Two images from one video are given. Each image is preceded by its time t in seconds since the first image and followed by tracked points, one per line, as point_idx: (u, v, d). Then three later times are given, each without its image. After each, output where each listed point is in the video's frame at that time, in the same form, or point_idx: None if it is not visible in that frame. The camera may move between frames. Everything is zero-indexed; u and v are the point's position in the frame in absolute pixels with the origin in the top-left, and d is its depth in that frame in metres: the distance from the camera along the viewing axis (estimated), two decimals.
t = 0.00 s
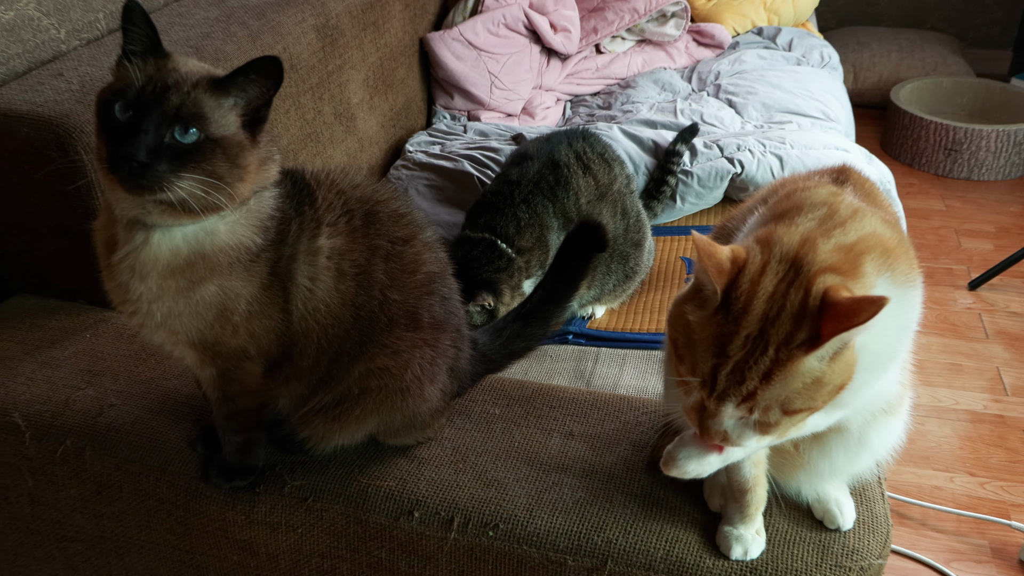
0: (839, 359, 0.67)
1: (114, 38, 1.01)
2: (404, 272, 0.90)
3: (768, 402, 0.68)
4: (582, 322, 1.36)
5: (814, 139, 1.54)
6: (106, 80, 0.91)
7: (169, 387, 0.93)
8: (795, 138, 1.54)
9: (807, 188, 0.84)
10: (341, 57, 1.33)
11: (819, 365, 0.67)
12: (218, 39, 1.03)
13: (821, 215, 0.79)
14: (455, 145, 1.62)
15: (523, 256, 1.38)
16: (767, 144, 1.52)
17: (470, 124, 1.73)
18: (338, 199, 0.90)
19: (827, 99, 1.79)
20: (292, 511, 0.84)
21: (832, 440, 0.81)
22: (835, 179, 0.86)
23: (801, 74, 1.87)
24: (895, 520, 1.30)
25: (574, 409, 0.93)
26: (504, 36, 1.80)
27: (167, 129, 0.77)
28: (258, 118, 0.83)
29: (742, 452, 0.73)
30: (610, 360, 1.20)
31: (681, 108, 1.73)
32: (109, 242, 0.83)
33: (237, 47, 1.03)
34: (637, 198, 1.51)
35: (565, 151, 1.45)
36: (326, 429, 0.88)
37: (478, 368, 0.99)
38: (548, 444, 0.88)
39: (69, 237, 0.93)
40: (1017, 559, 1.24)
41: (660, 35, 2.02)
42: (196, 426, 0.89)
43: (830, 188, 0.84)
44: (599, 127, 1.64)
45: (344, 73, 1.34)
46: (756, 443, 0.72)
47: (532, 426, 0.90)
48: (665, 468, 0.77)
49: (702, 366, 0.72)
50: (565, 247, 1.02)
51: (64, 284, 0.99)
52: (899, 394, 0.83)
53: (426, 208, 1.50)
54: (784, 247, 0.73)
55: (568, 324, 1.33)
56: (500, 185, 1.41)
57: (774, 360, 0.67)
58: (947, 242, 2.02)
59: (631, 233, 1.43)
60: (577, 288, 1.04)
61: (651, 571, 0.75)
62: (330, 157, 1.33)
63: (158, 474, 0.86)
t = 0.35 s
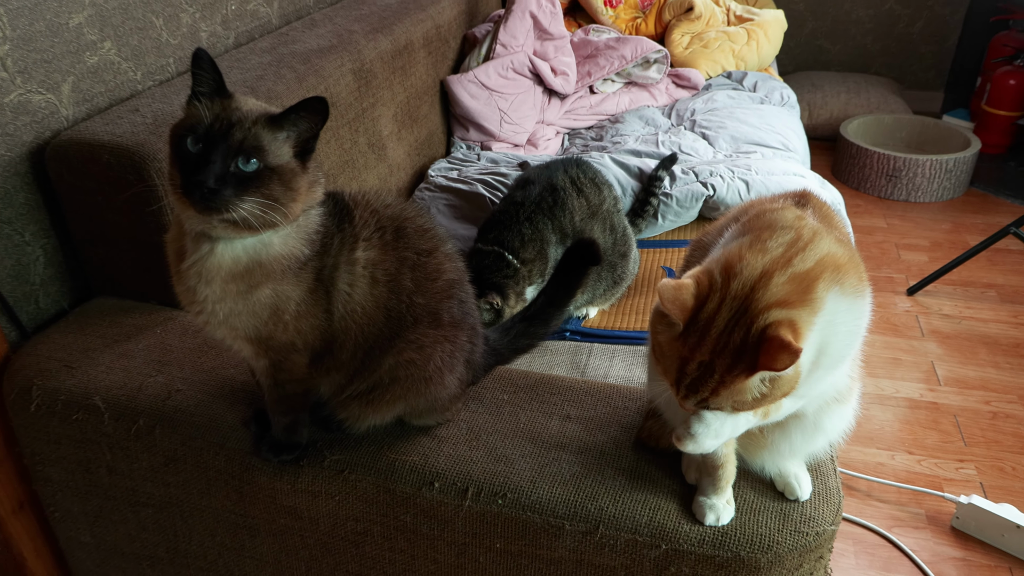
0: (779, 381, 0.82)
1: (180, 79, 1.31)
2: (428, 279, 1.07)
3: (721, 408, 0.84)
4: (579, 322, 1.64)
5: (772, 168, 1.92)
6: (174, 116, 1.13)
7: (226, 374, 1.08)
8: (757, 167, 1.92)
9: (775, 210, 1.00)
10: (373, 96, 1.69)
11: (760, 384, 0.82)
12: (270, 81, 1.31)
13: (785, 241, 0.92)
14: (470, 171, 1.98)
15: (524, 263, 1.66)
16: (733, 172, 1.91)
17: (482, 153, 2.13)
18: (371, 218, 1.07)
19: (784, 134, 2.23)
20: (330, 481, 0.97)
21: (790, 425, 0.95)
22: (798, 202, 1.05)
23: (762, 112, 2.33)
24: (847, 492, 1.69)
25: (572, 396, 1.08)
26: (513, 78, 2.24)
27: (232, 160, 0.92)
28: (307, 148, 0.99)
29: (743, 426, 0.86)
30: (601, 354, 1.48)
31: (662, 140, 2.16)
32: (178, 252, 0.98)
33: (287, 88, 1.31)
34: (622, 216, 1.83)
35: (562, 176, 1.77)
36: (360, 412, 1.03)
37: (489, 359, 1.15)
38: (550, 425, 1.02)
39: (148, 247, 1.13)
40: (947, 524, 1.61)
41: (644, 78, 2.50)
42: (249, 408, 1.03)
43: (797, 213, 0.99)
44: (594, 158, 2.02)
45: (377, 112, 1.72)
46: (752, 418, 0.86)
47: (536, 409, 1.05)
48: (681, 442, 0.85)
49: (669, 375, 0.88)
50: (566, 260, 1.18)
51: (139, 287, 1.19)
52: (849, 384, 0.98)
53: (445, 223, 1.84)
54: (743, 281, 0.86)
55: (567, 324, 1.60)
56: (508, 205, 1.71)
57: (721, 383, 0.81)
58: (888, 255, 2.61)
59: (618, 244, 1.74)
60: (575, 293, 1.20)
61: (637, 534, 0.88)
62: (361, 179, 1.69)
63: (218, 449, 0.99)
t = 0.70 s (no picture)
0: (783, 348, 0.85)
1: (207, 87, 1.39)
2: (440, 277, 1.12)
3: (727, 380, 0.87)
4: (582, 319, 1.70)
5: (766, 176, 2.00)
6: (201, 122, 1.21)
7: (249, 367, 1.14)
8: (752, 174, 2.00)
9: (771, 209, 1.07)
10: (390, 105, 1.76)
11: (763, 353, 0.85)
12: (293, 90, 1.37)
13: (779, 228, 0.98)
14: (479, 177, 2.04)
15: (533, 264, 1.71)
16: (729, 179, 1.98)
17: (491, 159, 2.20)
18: (387, 219, 1.12)
19: (779, 142, 2.32)
20: (346, 470, 1.02)
21: (785, 416, 0.98)
22: (792, 204, 1.12)
23: (757, 121, 2.42)
24: (838, 483, 1.73)
25: (576, 390, 1.14)
26: (520, 89, 2.30)
27: (257, 168, 0.98)
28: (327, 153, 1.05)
29: (698, 411, 0.91)
30: (604, 350, 1.55)
31: (663, 148, 2.22)
32: (205, 252, 1.04)
33: (307, 96, 1.38)
34: (624, 221, 1.89)
35: (567, 182, 1.83)
36: (376, 403, 1.08)
37: (497, 354, 1.21)
38: (554, 417, 1.07)
39: (176, 246, 1.20)
40: (935, 516, 1.65)
41: (646, 89, 2.57)
42: (270, 399, 1.08)
43: (789, 213, 1.04)
44: (598, 164, 2.08)
45: (393, 119, 1.78)
46: (711, 407, 0.90)
47: (542, 402, 1.10)
48: (634, 408, 0.92)
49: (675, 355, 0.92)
50: (572, 262, 1.24)
51: (166, 285, 1.26)
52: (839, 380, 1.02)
53: (456, 226, 1.90)
54: (740, 257, 0.92)
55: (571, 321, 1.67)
56: (516, 209, 1.78)
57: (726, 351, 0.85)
58: (877, 257, 2.66)
59: (620, 248, 1.79)
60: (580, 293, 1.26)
61: (638, 522, 0.91)
62: (376, 183, 1.75)
63: (240, 437, 1.04)
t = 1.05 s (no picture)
0: (777, 357, 0.85)
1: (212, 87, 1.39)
2: (445, 277, 1.13)
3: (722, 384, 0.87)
4: (587, 319, 1.70)
5: (771, 177, 2.00)
6: (207, 123, 1.21)
7: (254, 367, 1.14)
8: (756, 176, 2.00)
9: (775, 211, 1.07)
10: (395, 105, 1.76)
11: (757, 361, 0.85)
12: (298, 90, 1.38)
13: (779, 233, 0.98)
14: (484, 177, 2.05)
15: (540, 261, 1.72)
16: (734, 180, 1.97)
17: (496, 160, 2.20)
18: (391, 218, 1.13)
19: (783, 143, 2.32)
20: (351, 469, 1.02)
21: (790, 417, 0.98)
22: (797, 206, 1.12)
23: (762, 122, 2.43)
24: (842, 485, 1.73)
25: (581, 390, 1.14)
26: (525, 89, 2.30)
27: (261, 172, 0.98)
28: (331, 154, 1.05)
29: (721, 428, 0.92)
30: (608, 351, 1.55)
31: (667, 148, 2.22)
32: (209, 254, 1.05)
33: (313, 96, 1.39)
34: (629, 220, 1.89)
35: (574, 180, 1.83)
36: (380, 403, 1.08)
37: (501, 354, 1.21)
38: (559, 417, 1.07)
39: (181, 245, 1.20)
40: (940, 518, 1.65)
41: (651, 90, 2.56)
42: (275, 399, 1.08)
43: (793, 215, 1.04)
44: (603, 164, 2.09)
45: (398, 119, 1.78)
46: (730, 421, 0.91)
47: (546, 402, 1.11)
48: (656, 443, 0.93)
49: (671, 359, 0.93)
50: (575, 263, 1.23)
51: (172, 284, 1.26)
52: (845, 381, 1.01)
53: (460, 225, 1.90)
54: (736, 264, 0.92)
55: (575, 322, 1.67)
56: (523, 206, 1.78)
57: (717, 356, 0.86)
58: (882, 259, 2.65)
59: (625, 247, 1.80)
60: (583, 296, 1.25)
61: (642, 523, 0.91)
62: (381, 183, 1.75)
63: (244, 437, 1.04)
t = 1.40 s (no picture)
0: (778, 374, 0.85)
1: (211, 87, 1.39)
2: (444, 278, 1.13)
3: (725, 401, 0.87)
4: (586, 319, 1.70)
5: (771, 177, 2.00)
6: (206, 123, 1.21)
7: (253, 367, 1.14)
8: (756, 176, 1.99)
9: (779, 214, 1.06)
10: (394, 105, 1.76)
11: (757, 379, 0.85)
12: (297, 90, 1.38)
13: (778, 243, 0.97)
14: (484, 176, 2.05)
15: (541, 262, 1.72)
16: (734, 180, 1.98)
17: (495, 160, 2.20)
18: (389, 220, 1.13)
19: (783, 143, 2.32)
20: (350, 469, 1.02)
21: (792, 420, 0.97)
22: (800, 207, 1.12)
23: (762, 121, 2.43)
24: (842, 485, 1.73)
25: (580, 391, 1.14)
26: (524, 89, 2.30)
27: (253, 163, 0.98)
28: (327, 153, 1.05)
29: (720, 422, 0.88)
30: (608, 351, 1.55)
31: (667, 148, 2.22)
32: (207, 256, 1.05)
33: (312, 96, 1.38)
34: (629, 220, 1.90)
35: (575, 180, 1.84)
36: (380, 404, 1.08)
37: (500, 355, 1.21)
38: (559, 417, 1.07)
39: (180, 246, 1.20)
40: (939, 518, 1.65)
41: (650, 90, 2.57)
42: (274, 399, 1.08)
43: (797, 218, 1.04)
44: (602, 164, 2.09)
45: (398, 119, 1.78)
46: (733, 416, 0.88)
47: (545, 402, 1.11)
48: (652, 418, 0.87)
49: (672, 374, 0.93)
50: (575, 263, 1.23)
51: (171, 285, 1.26)
52: (845, 382, 1.01)
53: (460, 225, 1.90)
54: (735, 282, 0.91)
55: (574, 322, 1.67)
56: (525, 205, 1.78)
57: (720, 378, 0.85)
58: (882, 259, 2.65)
59: (625, 247, 1.80)
60: (583, 297, 1.25)
61: (641, 523, 0.91)
62: (380, 183, 1.75)
63: (244, 437, 1.04)
